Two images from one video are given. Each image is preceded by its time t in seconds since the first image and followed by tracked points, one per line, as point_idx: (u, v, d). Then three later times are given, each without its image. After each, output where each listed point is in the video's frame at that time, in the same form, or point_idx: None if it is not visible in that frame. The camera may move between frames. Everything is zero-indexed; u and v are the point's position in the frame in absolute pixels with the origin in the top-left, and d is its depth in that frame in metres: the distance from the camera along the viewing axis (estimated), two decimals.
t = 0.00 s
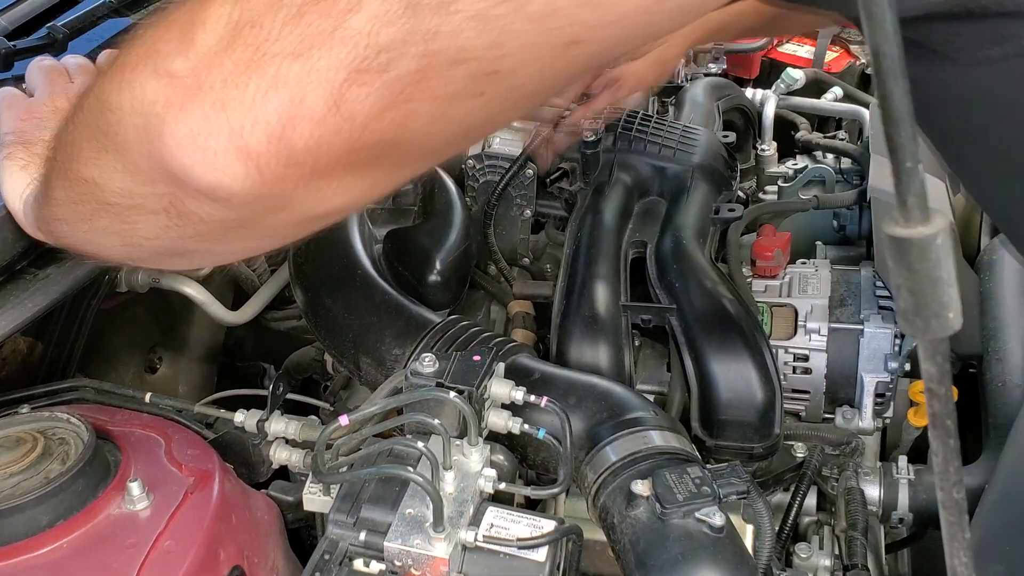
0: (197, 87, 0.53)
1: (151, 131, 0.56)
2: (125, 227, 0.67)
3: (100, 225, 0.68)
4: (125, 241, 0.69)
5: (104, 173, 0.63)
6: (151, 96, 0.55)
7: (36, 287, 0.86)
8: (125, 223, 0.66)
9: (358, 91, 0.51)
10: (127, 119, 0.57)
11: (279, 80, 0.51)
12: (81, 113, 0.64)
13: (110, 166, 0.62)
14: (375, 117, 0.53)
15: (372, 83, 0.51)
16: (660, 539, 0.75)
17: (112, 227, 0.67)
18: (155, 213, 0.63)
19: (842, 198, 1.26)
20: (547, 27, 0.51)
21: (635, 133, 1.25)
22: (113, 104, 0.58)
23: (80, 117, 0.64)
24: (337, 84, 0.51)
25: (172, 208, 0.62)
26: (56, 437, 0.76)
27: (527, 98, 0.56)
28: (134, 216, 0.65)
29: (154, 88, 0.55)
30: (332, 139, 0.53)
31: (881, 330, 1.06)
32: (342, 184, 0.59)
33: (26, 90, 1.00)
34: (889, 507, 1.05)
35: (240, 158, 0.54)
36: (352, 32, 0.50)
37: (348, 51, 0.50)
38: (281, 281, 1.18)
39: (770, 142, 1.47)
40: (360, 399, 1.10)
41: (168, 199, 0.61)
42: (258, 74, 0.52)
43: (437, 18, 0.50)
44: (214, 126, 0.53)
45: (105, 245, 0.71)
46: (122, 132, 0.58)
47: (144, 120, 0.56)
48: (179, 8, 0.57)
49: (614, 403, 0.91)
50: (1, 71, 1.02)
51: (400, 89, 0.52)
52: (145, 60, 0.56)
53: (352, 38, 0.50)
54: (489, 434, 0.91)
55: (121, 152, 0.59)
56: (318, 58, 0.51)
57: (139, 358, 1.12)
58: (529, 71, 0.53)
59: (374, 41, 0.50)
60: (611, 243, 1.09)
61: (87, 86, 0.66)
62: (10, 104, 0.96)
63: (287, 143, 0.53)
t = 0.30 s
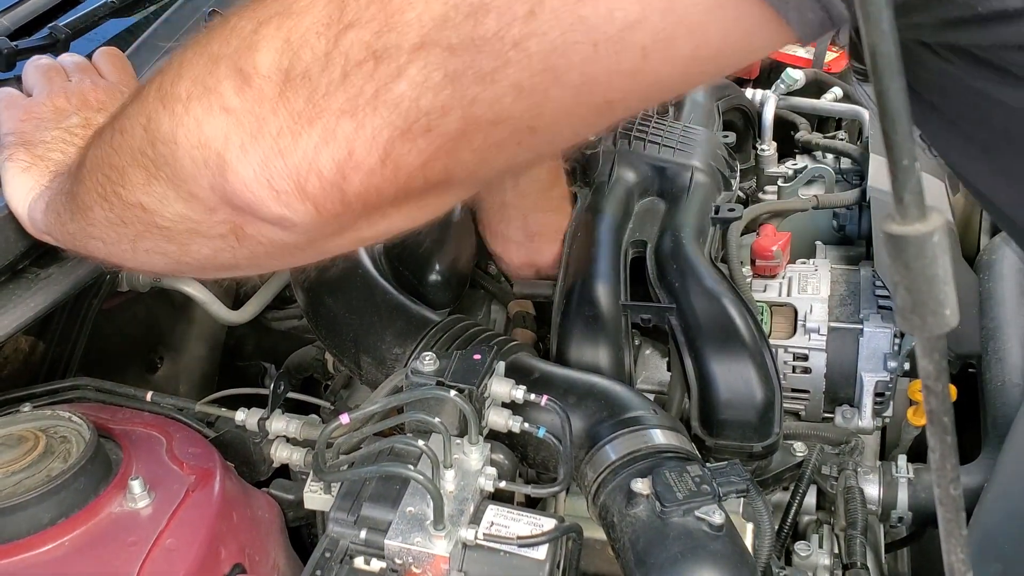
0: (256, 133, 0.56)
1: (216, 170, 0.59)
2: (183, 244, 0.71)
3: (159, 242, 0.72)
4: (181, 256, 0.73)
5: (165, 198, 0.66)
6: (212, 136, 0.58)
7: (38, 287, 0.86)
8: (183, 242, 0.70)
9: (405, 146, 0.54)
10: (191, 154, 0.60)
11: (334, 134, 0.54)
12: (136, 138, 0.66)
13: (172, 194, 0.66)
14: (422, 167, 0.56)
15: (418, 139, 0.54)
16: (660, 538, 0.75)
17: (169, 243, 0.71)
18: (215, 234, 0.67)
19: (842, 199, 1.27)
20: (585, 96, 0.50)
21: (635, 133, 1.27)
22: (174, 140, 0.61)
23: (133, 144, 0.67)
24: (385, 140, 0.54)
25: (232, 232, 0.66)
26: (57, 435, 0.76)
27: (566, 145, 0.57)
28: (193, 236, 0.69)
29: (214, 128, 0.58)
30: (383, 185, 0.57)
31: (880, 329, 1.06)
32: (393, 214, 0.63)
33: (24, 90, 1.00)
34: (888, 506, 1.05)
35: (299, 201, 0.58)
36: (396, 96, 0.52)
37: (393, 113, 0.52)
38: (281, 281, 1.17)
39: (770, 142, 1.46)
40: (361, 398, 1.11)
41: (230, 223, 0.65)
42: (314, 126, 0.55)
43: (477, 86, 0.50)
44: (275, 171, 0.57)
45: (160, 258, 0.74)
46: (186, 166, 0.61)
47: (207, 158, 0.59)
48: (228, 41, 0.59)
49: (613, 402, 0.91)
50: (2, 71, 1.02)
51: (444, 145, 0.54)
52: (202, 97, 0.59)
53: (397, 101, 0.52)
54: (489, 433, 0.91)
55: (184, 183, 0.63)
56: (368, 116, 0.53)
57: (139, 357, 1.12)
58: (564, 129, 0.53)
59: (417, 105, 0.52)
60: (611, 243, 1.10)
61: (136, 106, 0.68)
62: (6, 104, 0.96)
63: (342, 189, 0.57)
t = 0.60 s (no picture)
0: (269, 158, 0.56)
1: (229, 193, 0.59)
2: (196, 259, 0.70)
3: (172, 256, 0.72)
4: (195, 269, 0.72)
5: (179, 215, 0.66)
6: (226, 158, 0.57)
7: (40, 288, 0.86)
8: (197, 257, 0.70)
9: (416, 179, 0.54)
10: (204, 175, 0.60)
11: (346, 166, 0.54)
12: (147, 154, 0.65)
13: (186, 211, 0.65)
14: (434, 198, 0.55)
15: (429, 173, 0.53)
16: (661, 539, 0.75)
17: (182, 258, 0.71)
18: (229, 251, 0.67)
19: (843, 199, 1.26)
20: (593, 139, 0.49)
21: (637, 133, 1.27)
22: (186, 159, 0.60)
23: (144, 159, 0.66)
24: (397, 174, 0.53)
25: (246, 250, 0.66)
26: (57, 436, 0.76)
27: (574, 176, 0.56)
28: (207, 252, 0.69)
29: (227, 150, 0.57)
30: (395, 215, 0.56)
31: (882, 329, 1.06)
32: (405, 237, 0.62)
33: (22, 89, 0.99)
34: (890, 507, 1.05)
35: (313, 227, 0.57)
36: (406, 133, 0.51)
37: (404, 150, 0.51)
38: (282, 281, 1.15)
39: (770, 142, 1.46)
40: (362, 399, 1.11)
41: (244, 242, 0.65)
42: (326, 155, 0.54)
43: (485, 128, 0.49)
44: (288, 197, 0.56)
45: (172, 271, 0.74)
46: (199, 187, 0.61)
47: (221, 180, 0.59)
48: (239, 61, 0.57)
49: (614, 402, 0.91)
50: (1, 71, 1.02)
51: (455, 179, 0.54)
52: (214, 118, 0.58)
53: (408, 138, 0.51)
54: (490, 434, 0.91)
55: (198, 202, 0.62)
56: (379, 149, 0.52)
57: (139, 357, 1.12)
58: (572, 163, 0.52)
59: (428, 143, 0.51)
60: (612, 244, 1.09)
61: (146, 120, 0.67)
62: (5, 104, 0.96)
63: (354, 218, 0.56)
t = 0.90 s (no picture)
0: (269, 180, 0.55)
1: (229, 213, 0.59)
2: (198, 273, 0.70)
3: (174, 270, 0.72)
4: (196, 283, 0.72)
5: (181, 231, 0.66)
6: (226, 179, 0.57)
7: (40, 288, 0.86)
8: (198, 271, 0.70)
9: (417, 205, 0.54)
10: (204, 195, 0.59)
11: (346, 190, 0.53)
12: (147, 170, 0.65)
13: (187, 227, 0.65)
14: (434, 220, 0.55)
15: (430, 198, 0.53)
16: (662, 540, 0.75)
17: (184, 272, 0.71)
18: (230, 266, 0.67)
19: (845, 199, 1.24)
20: (597, 166, 0.49)
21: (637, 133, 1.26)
22: (186, 178, 0.60)
23: (145, 175, 0.66)
24: (398, 199, 0.53)
25: (248, 267, 0.66)
26: (57, 437, 0.76)
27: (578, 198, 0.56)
28: (208, 266, 0.69)
29: (227, 171, 0.57)
30: (396, 236, 0.56)
31: (883, 330, 1.05)
32: (406, 255, 0.62)
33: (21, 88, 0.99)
34: (891, 507, 1.05)
35: (314, 248, 0.57)
36: (407, 161, 0.50)
37: (405, 176, 0.51)
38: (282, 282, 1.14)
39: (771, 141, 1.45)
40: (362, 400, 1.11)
41: (245, 259, 0.65)
42: (327, 180, 0.53)
43: (487, 158, 0.49)
44: (289, 220, 0.56)
45: (173, 284, 0.74)
46: (200, 206, 0.60)
47: (221, 201, 0.58)
48: (237, 81, 0.57)
49: (615, 403, 0.91)
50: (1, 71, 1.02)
51: (456, 203, 0.53)
52: (213, 137, 0.57)
53: (408, 165, 0.51)
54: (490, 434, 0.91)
55: (199, 220, 0.62)
56: (380, 176, 0.52)
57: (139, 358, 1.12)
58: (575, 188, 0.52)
59: (429, 170, 0.50)
60: (612, 244, 1.09)
61: (146, 135, 0.67)
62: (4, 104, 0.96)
63: (355, 240, 0.56)
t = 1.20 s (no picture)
0: (269, 212, 0.55)
1: (230, 242, 0.58)
2: (199, 294, 0.70)
3: (177, 290, 0.72)
4: (196, 301, 0.72)
5: (181, 255, 0.66)
6: (225, 208, 0.57)
7: (41, 288, 0.85)
8: (200, 292, 0.70)
9: (419, 237, 0.53)
10: (205, 223, 0.59)
11: (347, 223, 0.52)
12: (147, 194, 0.65)
13: (188, 251, 0.65)
14: (437, 251, 0.54)
15: (431, 231, 0.52)
16: (662, 540, 0.75)
17: (186, 291, 0.71)
18: (232, 290, 0.67)
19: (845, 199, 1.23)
20: (598, 201, 0.48)
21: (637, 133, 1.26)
22: (186, 206, 0.60)
23: (145, 199, 0.66)
24: (399, 232, 0.52)
25: (249, 292, 0.65)
26: (57, 437, 0.76)
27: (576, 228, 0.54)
28: (210, 288, 0.69)
29: (226, 201, 0.56)
30: (397, 268, 0.55)
31: (884, 330, 1.05)
32: (408, 283, 0.61)
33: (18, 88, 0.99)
34: (892, 508, 1.05)
35: (314, 279, 0.56)
36: (409, 195, 0.50)
37: (407, 210, 0.50)
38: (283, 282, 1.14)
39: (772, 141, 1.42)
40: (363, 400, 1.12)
41: (246, 285, 0.64)
42: (327, 212, 0.53)
43: (488, 192, 0.48)
44: (290, 251, 0.55)
45: (175, 301, 0.74)
46: (201, 233, 0.60)
47: (221, 230, 0.58)
48: (234, 110, 0.56)
49: (616, 404, 0.91)
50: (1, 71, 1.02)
51: (457, 235, 0.53)
52: (212, 165, 0.57)
53: (409, 200, 0.50)
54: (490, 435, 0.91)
55: (199, 246, 0.62)
56: (381, 210, 0.51)
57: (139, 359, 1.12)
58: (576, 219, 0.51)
59: (431, 205, 0.50)
60: (613, 245, 1.09)
61: (145, 156, 0.67)
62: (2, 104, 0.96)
63: (357, 271, 0.55)
